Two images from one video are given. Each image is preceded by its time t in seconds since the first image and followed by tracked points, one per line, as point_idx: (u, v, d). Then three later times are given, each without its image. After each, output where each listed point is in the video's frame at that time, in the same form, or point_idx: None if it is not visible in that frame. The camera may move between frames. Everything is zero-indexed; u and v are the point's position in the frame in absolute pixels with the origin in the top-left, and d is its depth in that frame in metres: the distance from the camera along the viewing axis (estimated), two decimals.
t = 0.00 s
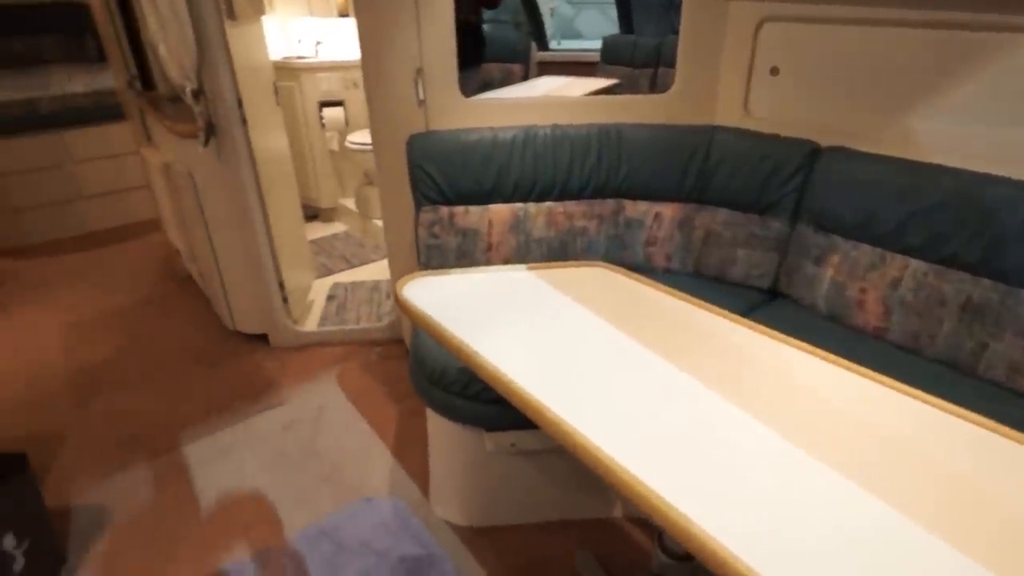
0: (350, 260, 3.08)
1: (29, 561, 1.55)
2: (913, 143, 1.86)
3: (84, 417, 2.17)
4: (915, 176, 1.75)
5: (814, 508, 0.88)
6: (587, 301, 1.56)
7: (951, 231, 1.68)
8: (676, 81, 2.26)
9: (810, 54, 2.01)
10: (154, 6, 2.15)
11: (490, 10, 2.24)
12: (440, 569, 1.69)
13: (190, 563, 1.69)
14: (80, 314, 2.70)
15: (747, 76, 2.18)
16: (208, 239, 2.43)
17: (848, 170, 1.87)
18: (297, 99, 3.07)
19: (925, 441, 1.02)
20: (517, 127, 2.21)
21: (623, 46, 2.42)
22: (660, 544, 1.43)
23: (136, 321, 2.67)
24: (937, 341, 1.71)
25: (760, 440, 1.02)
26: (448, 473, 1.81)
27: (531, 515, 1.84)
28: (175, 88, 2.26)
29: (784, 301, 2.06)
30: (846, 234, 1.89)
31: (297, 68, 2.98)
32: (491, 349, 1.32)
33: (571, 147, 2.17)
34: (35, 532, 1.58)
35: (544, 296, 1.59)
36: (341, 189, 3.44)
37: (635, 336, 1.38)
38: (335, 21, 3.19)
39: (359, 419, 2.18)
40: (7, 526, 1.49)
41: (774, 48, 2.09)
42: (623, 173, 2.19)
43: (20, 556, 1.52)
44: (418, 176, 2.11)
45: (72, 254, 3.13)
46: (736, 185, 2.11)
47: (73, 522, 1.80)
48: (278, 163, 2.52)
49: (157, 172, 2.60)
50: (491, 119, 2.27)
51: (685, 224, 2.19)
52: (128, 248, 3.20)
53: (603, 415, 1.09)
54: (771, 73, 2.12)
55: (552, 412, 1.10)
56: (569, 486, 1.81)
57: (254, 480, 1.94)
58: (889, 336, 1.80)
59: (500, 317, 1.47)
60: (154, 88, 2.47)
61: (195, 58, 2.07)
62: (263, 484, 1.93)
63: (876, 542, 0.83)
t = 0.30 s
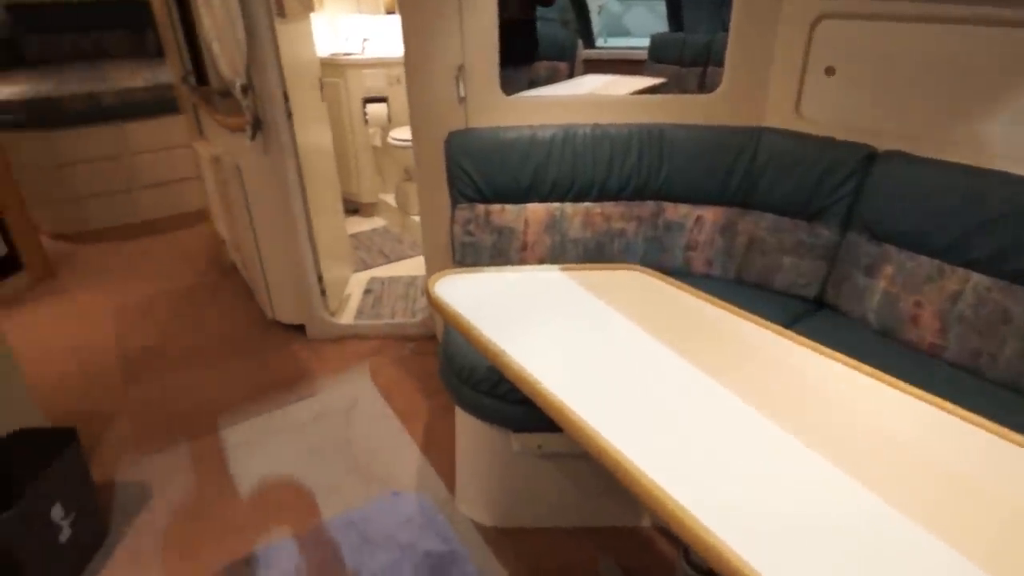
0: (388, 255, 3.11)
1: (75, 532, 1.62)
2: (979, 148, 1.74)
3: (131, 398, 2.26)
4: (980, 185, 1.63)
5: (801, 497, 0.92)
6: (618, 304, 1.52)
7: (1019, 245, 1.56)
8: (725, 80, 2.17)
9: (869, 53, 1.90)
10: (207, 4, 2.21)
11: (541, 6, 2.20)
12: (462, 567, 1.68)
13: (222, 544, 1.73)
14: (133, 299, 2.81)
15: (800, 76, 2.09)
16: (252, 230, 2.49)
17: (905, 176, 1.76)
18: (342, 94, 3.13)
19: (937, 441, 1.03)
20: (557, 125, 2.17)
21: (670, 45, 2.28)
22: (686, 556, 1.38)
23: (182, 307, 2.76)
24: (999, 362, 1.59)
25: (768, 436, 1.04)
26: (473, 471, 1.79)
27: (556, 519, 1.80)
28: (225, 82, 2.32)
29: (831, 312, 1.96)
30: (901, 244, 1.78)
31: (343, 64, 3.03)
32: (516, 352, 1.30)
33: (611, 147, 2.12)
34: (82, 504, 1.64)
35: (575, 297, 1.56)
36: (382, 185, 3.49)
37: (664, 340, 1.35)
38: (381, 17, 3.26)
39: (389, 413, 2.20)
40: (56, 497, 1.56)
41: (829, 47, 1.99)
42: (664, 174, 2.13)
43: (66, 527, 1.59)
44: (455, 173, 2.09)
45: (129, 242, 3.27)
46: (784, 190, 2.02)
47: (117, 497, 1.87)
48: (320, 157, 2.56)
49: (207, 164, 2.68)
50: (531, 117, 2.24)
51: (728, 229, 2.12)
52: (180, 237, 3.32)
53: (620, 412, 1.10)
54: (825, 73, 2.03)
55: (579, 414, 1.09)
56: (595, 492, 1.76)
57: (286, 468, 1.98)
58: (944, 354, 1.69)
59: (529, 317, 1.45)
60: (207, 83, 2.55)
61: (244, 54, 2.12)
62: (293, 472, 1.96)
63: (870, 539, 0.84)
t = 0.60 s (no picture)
0: (425, 252, 3.12)
1: (119, 508, 1.65)
2: None
3: (174, 383, 2.32)
4: None
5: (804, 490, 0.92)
6: (656, 310, 1.46)
7: None
8: (780, 79, 2.07)
9: (940, 51, 1.78)
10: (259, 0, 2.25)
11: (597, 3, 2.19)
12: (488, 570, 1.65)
13: (255, 531, 1.75)
14: (181, 288, 2.90)
15: (863, 77, 1.97)
16: (294, 224, 2.52)
17: (976, 185, 1.64)
18: (387, 90, 3.13)
19: (946, 435, 1.03)
20: (601, 125, 2.12)
21: (725, 44, 2.21)
22: None
23: (227, 297, 2.83)
24: None
25: (783, 432, 1.04)
26: (501, 475, 1.75)
27: (584, 527, 1.75)
28: (274, 78, 2.36)
29: (885, 328, 1.85)
30: (967, 257, 1.66)
31: (390, 61, 3.06)
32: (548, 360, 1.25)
33: (656, 148, 2.05)
34: (126, 482, 1.67)
35: (611, 302, 1.50)
36: (423, 182, 3.50)
37: (701, 350, 1.30)
38: (429, 15, 3.29)
39: (421, 409, 2.19)
40: (102, 474, 1.58)
41: (895, 46, 1.87)
42: (711, 177, 2.05)
43: (111, 503, 1.61)
44: (494, 171, 2.06)
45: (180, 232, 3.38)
46: (840, 196, 1.91)
47: (157, 478, 1.92)
48: (363, 152, 2.58)
49: (255, 158, 2.73)
50: (575, 116, 2.20)
51: (776, 236, 2.02)
52: (228, 229, 3.41)
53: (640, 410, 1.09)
54: (891, 74, 1.90)
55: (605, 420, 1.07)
56: (626, 502, 1.70)
57: (317, 461, 1.98)
58: (1013, 378, 1.56)
59: (562, 321, 1.41)
60: (257, 79, 2.60)
61: (293, 50, 2.14)
62: (324, 465, 1.96)
63: (870, 534, 0.85)
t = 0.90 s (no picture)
0: (465, 251, 3.10)
1: (157, 495, 1.68)
2: None
3: (215, 373, 2.36)
4: None
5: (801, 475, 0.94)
6: (702, 322, 1.41)
7: None
8: (841, 83, 1.97)
9: (1015, 56, 1.67)
10: None
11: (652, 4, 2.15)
12: None
13: (286, 526, 1.75)
14: (225, 279, 2.95)
15: (932, 82, 1.86)
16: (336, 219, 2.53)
17: None
18: (433, 88, 3.17)
19: (978, 447, 1.01)
20: (648, 128, 2.06)
21: (782, 44, 2.16)
22: None
23: (268, 290, 2.87)
24: None
25: (788, 423, 1.06)
26: (534, 482, 1.71)
27: (617, 541, 1.70)
28: (322, 74, 2.37)
29: (947, 349, 1.74)
30: None
31: (438, 59, 3.07)
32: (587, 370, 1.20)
33: (706, 152, 1.98)
34: (164, 470, 1.70)
35: (655, 312, 1.45)
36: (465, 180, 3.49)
37: (748, 366, 1.24)
38: (477, 13, 3.28)
39: (455, 410, 2.17)
40: (141, 462, 1.61)
41: (969, 50, 1.76)
42: (764, 184, 1.97)
43: (149, 489, 1.64)
44: (536, 171, 2.02)
45: (226, 223, 3.44)
46: (902, 207, 1.81)
47: (195, 467, 1.95)
48: (406, 150, 2.57)
49: (300, 153, 2.76)
50: (623, 118, 2.14)
51: (831, 248, 1.93)
52: (272, 222, 3.46)
53: (662, 407, 1.09)
54: (963, 79, 1.79)
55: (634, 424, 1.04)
56: (663, 518, 1.64)
57: (349, 459, 1.98)
58: None
59: (603, 329, 1.36)
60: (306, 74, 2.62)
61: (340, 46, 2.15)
62: (356, 463, 1.96)
63: (857, 517, 0.87)
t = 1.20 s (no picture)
0: (508, 252, 3.08)
1: (193, 491, 1.71)
2: None
3: (257, 367, 2.39)
4: None
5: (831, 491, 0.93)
6: (760, 343, 1.33)
7: None
8: (913, 91, 1.85)
9: None
10: None
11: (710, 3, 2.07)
12: None
13: (320, 527, 1.75)
14: (271, 272, 2.99)
15: (1015, 92, 1.72)
16: (380, 217, 2.52)
17: None
18: (482, 88, 3.14)
19: None
20: (704, 134, 1.98)
21: (845, 50, 2.07)
22: None
23: (312, 285, 2.89)
24: None
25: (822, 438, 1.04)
26: (571, 498, 1.66)
27: (656, 564, 1.63)
28: (372, 71, 2.36)
29: None
30: None
31: (488, 57, 3.04)
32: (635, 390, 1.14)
33: (764, 160, 1.89)
34: (201, 466, 1.73)
35: (710, 330, 1.37)
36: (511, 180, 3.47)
37: (806, 393, 1.16)
38: (528, 11, 3.24)
39: (494, 416, 2.14)
40: (179, 457, 1.64)
41: None
42: (826, 197, 1.87)
43: (186, 485, 1.67)
44: (585, 176, 1.97)
45: (274, 217, 3.49)
46: (976, 226, 1.69)
47: (233, 462, 1.97)
48: (453, 149, 2.55)
49: (347, 149, 2.77)
50: (678, 123, 2.07)
51: (896, 266, 1.82)
52: (318, 216, 3.50)
53: (700, 423, 1.06)
54: None
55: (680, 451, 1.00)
56: (707, 545, 1.56)
57: (385, 460, 1.97)
58: None
59: (651, 346, 1.30)
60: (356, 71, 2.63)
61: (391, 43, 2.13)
62: (392, 465, 1.95)
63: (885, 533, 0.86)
